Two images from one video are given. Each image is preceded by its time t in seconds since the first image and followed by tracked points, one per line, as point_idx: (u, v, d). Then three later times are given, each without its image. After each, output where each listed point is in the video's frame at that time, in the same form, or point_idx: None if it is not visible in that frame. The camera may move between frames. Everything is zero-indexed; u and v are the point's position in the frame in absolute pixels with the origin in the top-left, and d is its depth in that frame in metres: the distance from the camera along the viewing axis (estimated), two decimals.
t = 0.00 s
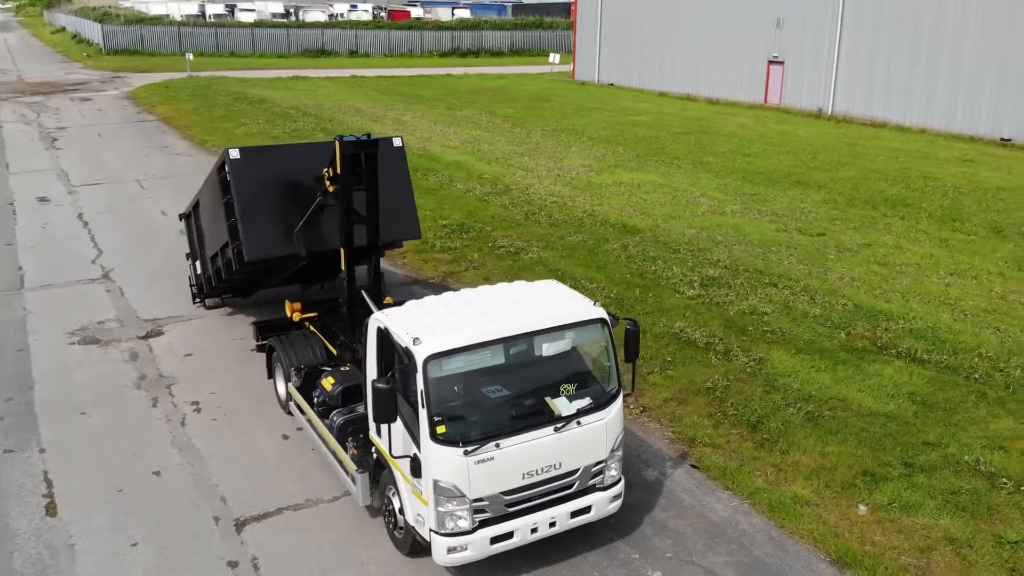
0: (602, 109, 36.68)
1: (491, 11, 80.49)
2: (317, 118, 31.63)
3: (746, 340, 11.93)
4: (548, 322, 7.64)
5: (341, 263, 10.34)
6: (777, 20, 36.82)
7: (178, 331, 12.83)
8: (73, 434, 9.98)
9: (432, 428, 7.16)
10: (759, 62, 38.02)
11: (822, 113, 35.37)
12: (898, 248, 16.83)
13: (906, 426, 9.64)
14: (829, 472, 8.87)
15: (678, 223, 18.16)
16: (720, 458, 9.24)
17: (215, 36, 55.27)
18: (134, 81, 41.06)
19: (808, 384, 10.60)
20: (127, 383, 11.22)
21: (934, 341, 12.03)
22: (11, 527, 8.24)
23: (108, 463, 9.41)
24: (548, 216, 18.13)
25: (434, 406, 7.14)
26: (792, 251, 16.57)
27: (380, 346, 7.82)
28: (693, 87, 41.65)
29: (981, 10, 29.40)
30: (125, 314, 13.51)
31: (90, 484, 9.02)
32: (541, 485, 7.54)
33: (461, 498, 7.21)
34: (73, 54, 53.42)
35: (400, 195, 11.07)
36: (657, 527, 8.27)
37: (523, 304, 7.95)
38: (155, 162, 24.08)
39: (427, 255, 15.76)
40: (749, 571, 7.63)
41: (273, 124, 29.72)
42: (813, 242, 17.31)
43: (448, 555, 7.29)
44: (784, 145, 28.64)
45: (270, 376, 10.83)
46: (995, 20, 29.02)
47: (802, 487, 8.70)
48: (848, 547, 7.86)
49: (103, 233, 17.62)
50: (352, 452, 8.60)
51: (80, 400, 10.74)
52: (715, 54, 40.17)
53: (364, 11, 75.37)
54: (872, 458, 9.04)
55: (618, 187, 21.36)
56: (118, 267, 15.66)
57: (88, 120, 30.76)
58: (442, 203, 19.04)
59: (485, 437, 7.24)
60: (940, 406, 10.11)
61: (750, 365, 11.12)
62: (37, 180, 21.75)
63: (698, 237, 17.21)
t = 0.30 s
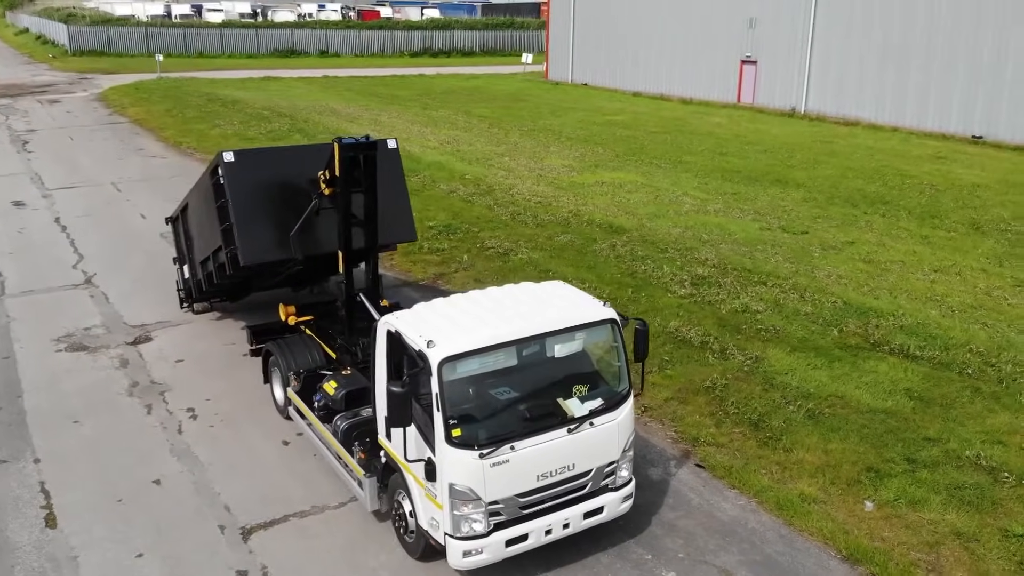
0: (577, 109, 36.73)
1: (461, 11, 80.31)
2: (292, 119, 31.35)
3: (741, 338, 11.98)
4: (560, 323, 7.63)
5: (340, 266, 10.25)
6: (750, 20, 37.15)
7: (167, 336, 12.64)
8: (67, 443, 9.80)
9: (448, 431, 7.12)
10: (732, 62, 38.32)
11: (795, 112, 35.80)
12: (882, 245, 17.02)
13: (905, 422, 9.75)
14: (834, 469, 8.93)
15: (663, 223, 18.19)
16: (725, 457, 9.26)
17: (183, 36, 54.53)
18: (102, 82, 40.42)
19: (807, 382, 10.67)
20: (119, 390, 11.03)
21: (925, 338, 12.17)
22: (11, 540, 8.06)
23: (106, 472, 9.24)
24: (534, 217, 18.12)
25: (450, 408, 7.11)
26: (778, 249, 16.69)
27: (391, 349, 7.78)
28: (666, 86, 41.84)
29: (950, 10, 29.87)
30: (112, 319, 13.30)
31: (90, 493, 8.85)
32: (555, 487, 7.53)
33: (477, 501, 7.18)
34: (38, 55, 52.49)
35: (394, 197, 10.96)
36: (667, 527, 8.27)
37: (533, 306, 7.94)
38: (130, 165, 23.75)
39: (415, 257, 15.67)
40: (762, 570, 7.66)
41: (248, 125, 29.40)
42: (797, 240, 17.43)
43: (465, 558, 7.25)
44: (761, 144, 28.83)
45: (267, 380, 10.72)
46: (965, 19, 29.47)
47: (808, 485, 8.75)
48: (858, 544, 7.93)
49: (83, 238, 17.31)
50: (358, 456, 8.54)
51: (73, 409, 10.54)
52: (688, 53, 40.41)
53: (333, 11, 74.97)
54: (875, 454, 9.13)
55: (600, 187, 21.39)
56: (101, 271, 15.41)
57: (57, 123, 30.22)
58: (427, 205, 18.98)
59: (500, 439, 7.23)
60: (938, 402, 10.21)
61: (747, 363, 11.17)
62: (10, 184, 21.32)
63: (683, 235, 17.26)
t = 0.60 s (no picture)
0: (554, 109, 36.79)
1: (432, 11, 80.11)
2: (269, 120, 31.11)
3: (739, 337, 12.05)
4: (575, 323, 7.63)
5: (341, 267, 10.17)
6: (725, 20, 37.47)
7: (160, 342, 12.48)
8: (66, 451, 9.64)
9: (468, 433, 7.10)
10: (707, 62, 38.61)
11: (770, 111, 36.14)
12: (867, 243, 17.22)
13: (907, 417, 9.86)
14: (842, 465, 9.01)
15: (651, 222, 18.26)
16: (732, 456, 9.31)
17: (152, 37, 53.86)
18: (72, 84, 39.83)
19: (807, 379, 10.75)
20: (116, 397, 10.87)
21: (919, 334, 12.32)
22: (17, 552, 7.92)
23: (108, 481, 9.10)
24: (522, 218, 18.13)
25: (469, 411, 7.08)
26: (766, 247, 16.83)
27: (406, 351, 7.72)
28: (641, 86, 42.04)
29: (923, 11, 30.34)
30: (102, 324, 13.11)
31: (94, 503, 8.72)
32: (573, 487, 7.53)
33: (497, 503, 7.16)
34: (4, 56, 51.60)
35: (393, 198, 10.87)
36: (679, 526, 8.30)
37: (546, 306, 7.92)
38: (107, 167, 23.44)
39: (407, 259, 15.62)
40: (779, 567, 7.71)
41: (226, 126, 29.14)
42: (784, 238, 17.59)
43: (485, 560, 7.24)
44: (739, 143, 29.06)
45: (267, 384, 10.61)
46: (938, 19, 29.94)
47: (817, 482, 8.81)
48: (870, 538, 8.01)
49: (65, 242, 17.05)
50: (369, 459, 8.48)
51: (70, 417, 10.38)
52: (663, 53, 40.66)
53: (303, 11, 74.50)
54: (881, 450, 9.22)
55: (585, 187, 21.45)
56: (86, 276, 15.19)
57: (29, 125, 29.73)
58: (415, 206, 18.93)
59: (519, 440, 7.22)
60: (937, 397, 10.34)
61: (746, 361, 11.24)
62: None
63: (672, 235, 17.33)
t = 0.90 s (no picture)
0: (532, 108, 36.82)
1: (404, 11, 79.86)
2: (247, 120, 30.85)
3: (738, 334, 12.13)
4: (594, 323, 7.63)
5: (346, 270, 10.09)
6: (700, 20, 37.74)
7: (155, 346, 12.32)
8: (69, 459, 9.48)
9: (491, 434, 7.09)
10: (683, 61, 38.87)
11: (746, 110, 36.45)
12: (854, 240, 17.44)
13: (910, 412, 9.99)
14: (850, 460, 9.11)
15: (640, 221, 18.34)
16: (741, 453, 9.37)
17: (122, 37, 53.14)
18: (43, 85, 39.24)
19: (809, 376, 10.85)
20: (115, 402, 10.72)
21: (914, 329, 12.48)
22: (27, 562, 7.78)
23: (114, 488, 8.96)
24: (512, 218, 18.13)
25: (493, 411, 7.07)
26: (755, 245, 16.98)
27: (424, 352, 7.69)
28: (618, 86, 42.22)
29: (898, 11, 30.83)
30: (94, 329, 12.92)
31: (102, 511, 8.58)
32: (593, 486, 7.54)
33: (520, 502, 7.15)
34: None
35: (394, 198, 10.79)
36: (695, 523, 8.33)
37: (562, 305, 7.91)
38: (86, 170, 23.11)
39: (400, 259, 15.56)
40: (798, 562, 7.77)
41: (204, 127, 28.85)
42: (771, 236, 17.75)
43: (508, 560, 7.23)
44: (718, 141, 29.28)
45: (271, 388, 10.53)
46: (913, 19, 30.44)
47: (827, 477, 8.90)
48: (883, 532, 8.10)
49: (49, 246, 16.78)
50: (384, 461, 8.45)
51: (70, 424, 10.22)
52: (639, 53, 40.86)
53: (273, 11, 73.86)
54: (887, 444, 9.34)
55: (571, 186, 21.50)
56: (74, 280, 14.98)
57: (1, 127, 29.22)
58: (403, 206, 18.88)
59: (541, 440, 7.22)
60: (937, 392, 10.48)
61: (747, 358, 11.31)
62: None
63: (662, 233, 17.42)
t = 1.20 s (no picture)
0: (510, 108, 36.81)
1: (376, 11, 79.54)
2: (226, 121, 30.58)
3: (739, 331, 12.22)
4: (614, 321, 7.65)
5: (354, 271, 10.04)
6: (677, 19, 37.95)
7: (153, 350, 12.17)
8: (76, 466, 9.35)
9: (517, 432, 7.08)
10: (660, 61, 39.07)
11: (724, 109, 36.72)
12: (842, 237, 17.63)
13: (915, 406, 10.11)
14: (861, 455, 9.20)
15: (630, 220, 18.41)
16: (752, 450, 9.43)
17: (92, 37, 52.38)
18: (13, 86, 38.58)
19: (813, 372, 10.95)
20: (117, 408, 10.58)
21: (911, 325, 12.63)
22: (41, 571, 7.66)
23: (124, 495, 8.85)
24: (503, 218, 18.13)
25: (519, 410, 7.07)
26: (745, 243, 17.12)
27: (446, 353, 7.68)
28: (595, 86, 42.35)
29: (874, 11, 31.26)
30: (89, 334, 12.75)
31: (114, 517, 8.47)
32: (616, 483, 7.56)
33: (546, 501, 7.16)
34: None
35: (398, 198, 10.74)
36: (712, 519, 8.39)
37: (581, 304, 7.92)
38: (66, 172, 22.77)
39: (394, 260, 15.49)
40: (818, 558, 7.84)
41: (183, 127, 28.53)
42: (760, 234, 17.89)
43: (534, 559, 7.24)
44: (699, 140, 29.47)
45: (278, 391, 10.45)
46: (889, 19, 30.86)
47: (839, 472, 8.99)
48: (898, 525, 8.20)
49: (35, 250, 16.52)
50: (401, 462, 8.43)
51: (73, 430, 10.07)
52: (616, 53, 41.01)
53: (244, 10, 73.20)
54: (895, 438, 9.45)
55: (558, 186, 21.53)
56: (64, 285, 14.75)
57: None
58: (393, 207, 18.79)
59: (567, 439, 7.23)
60: (940, 386, 10.62)
61: (750, 355, 11.40)
62: None
63: (653, 232, 17.50)
